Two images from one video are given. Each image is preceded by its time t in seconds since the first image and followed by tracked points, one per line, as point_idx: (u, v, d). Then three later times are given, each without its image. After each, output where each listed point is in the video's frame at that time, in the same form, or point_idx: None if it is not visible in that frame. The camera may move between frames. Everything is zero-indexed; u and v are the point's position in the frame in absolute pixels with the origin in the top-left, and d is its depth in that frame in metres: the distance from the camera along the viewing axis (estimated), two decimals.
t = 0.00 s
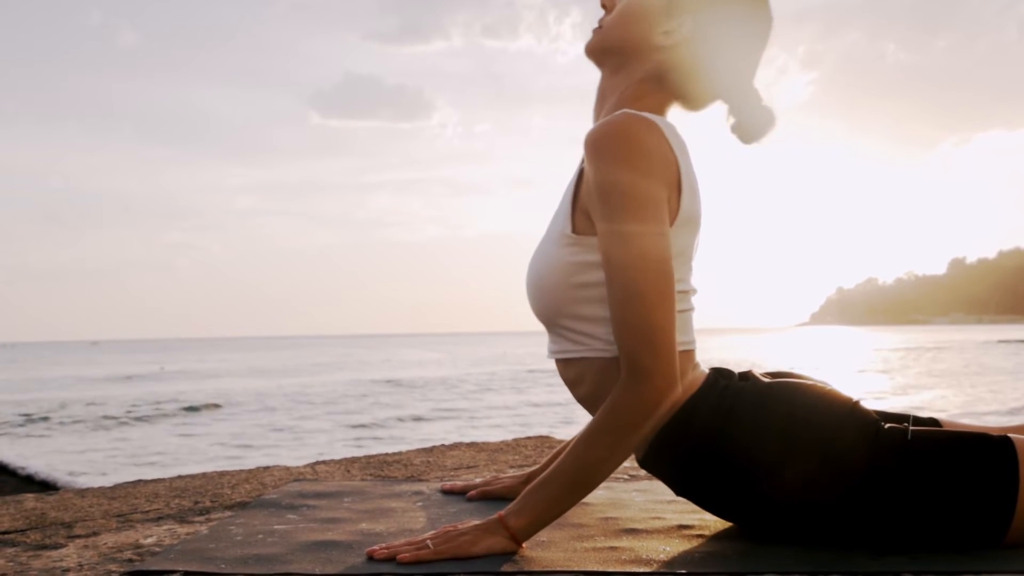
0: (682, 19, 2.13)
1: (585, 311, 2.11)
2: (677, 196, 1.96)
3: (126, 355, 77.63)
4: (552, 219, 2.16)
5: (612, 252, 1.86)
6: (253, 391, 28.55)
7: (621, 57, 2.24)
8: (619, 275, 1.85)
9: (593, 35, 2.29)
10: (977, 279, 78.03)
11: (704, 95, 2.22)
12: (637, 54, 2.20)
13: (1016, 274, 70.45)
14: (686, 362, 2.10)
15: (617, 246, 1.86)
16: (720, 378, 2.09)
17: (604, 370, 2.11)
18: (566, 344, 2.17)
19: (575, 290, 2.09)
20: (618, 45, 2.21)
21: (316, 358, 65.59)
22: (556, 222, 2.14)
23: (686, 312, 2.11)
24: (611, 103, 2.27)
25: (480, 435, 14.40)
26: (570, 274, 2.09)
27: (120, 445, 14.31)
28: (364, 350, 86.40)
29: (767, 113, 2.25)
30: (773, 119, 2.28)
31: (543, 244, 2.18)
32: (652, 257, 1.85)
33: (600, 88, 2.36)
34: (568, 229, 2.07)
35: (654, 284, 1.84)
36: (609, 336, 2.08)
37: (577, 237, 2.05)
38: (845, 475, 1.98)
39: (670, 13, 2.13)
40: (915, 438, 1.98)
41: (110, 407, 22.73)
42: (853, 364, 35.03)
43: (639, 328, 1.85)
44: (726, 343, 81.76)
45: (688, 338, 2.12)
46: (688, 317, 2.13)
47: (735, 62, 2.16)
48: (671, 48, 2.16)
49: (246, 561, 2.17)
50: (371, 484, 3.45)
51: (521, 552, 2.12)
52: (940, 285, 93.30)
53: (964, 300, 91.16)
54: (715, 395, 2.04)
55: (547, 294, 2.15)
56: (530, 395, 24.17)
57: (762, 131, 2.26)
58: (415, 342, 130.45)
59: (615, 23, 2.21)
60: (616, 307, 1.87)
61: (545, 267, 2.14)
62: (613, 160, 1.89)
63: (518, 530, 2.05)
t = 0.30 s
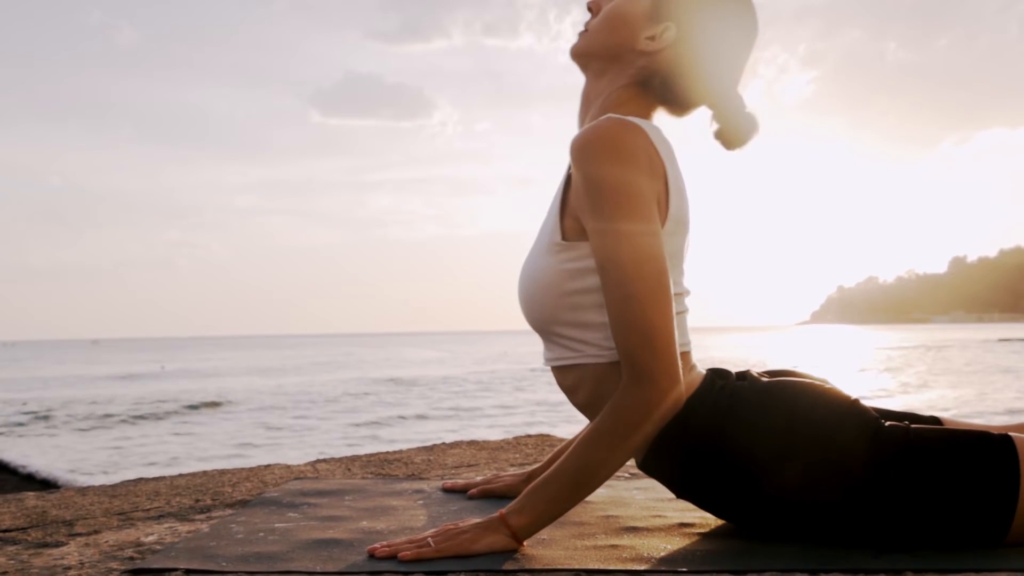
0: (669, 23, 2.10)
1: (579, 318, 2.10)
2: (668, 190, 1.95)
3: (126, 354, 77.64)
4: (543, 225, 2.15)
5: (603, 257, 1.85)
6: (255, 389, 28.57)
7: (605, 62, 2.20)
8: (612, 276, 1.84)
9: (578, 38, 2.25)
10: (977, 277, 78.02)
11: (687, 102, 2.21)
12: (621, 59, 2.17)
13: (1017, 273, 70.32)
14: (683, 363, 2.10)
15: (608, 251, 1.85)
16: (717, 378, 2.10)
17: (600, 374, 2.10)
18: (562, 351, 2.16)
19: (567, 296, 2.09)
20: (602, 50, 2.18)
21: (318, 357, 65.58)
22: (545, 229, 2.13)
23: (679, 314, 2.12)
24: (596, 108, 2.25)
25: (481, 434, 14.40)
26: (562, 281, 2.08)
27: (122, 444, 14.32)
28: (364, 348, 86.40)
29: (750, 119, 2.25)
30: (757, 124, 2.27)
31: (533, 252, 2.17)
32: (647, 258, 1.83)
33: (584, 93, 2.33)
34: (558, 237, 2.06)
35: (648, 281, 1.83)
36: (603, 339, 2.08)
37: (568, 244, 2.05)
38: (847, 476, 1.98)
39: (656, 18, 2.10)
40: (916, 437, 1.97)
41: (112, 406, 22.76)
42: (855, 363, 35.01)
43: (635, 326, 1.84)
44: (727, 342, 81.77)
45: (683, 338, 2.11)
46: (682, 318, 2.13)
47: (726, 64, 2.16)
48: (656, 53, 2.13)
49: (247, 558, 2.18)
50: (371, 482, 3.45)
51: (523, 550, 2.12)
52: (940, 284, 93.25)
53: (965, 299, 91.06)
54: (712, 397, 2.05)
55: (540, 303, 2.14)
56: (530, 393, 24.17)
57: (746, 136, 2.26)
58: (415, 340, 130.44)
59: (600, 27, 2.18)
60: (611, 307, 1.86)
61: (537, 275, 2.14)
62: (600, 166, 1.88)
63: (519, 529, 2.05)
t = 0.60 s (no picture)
0: (657, 27, 2.10)
1: (572, 323, 2.09)
2: (658, 188, 1.95)
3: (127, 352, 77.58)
4: (534, 231, 2.15)
5: (598, 261, 1.85)
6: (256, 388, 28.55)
7: (593, 66, 2.21)
8: (607, 281, 1.84)
9: (565, 43, 2.27)
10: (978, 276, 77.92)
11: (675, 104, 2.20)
12: (608, 63, 2.18)
13: (1018, 271, 70.19)
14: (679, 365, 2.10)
15: (602, 255, 1.85)
16: (713, 380, 2.12)
17: (596, 378, 2.10)
18: (557, 358, 2.16)
19: (560, 302, 2.08)
20: (590, 56, 2.19)
21: (320, 356, 65.51)
22: (536, 235, 2.12)
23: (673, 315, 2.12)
24: (583, 112, 2.25)
25: (482, 433, 14.38)
26: (554, 286, 2.07)
27: (122, 442, 14.30)
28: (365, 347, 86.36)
29: (737, 123, 2.24)
30: (744, 129, 2.27)
31: (525, 258, 2.17)
32: (640, 257, 1.83)
33: (571, 99, 2.33)
34: (549, 243, 2.06)
35: (644, 277, 1.83)
36: (599, 343, 2.07)
37: (558, 250, 2.04)
38: (847, 475, 1.98)
39: (640, 22, 2.11)
40: (916, 435, 1.97)
41: (113, 404, 22.73)
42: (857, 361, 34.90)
43: (632, 326, 1.84)
44: (728, 340, 81.72)
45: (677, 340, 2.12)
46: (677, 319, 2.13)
47: (721, 65, 2.15)
48: (642, 58, 2.13)
49: (247, 557, 2.17)
50: (372, 480, 3.45)
51: (524, 548, 2.12)
52: (941, 282, 93.15)
53: (965, 297, 90.99)
54: (709, 398, 2.07)
55: (532, 310, 2.14)
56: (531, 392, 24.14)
57: (732, 141, 2.25)
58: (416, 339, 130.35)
59: (588, 31, 2.19)
60: (608, 308, 1.86)
61: (529, 283, 2.13)
62: (589, 170, 1.87)
63: (519, 528, 2.05)
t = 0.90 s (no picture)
0: (639, 35, 2.08)
1: (565, 331, 2.09)
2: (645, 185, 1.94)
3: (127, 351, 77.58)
4: (524, 239, 2.15)
5: (590, 266, 1.84)
6: (256, 387, 28.56)
7: (577, 72, 2.20)
8: (599, 278, 1.84)
9: (549, 49, 2.27)
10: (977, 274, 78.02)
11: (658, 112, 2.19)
12: (590, 70, 2.17)
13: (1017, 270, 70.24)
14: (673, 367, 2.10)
15: (592, 259, 1.84)
16: (710, 380, 2.13)
17: (592, 384, 2.10)
18: (552, 366, 2.16)
19: (553, 310, 2.07)
20: (574, 63, 2.19)
21: (319, 354, 65.35)
22: (526, 244, 2.12)
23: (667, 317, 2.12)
24: (568, 119, 2.24)
25: (482, 431, 14.38)
26: (546, 294, 2.07)
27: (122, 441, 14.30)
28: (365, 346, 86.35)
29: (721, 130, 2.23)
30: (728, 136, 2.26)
31: (516, 266, 2.17)
32: (632, 256, 1.82)
33: (556, 106, 2.32)
34: (539, 252, 2.06)
35: (638, 274, 1.82)
36: (592, 349, 2.07)
37: (548, 259, 2.04)
38: (847, 474, 1.98)
39: (622, 29, 2.10)
40: (916, 432, 1.97)
41: (113, 403, 22.72)
42: (856, 360, 34.85)
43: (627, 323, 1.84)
44: (728, 339, 81.77)
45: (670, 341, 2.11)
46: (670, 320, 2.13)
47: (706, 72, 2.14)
48: (624, 65, 2.12)
49: (248, 555, 2.17)
50: (372, 479, 3.45)
51: (525, 546, 2.12)
52: (941, 281, 93.22)
53: (965, 296, 91.06)
54: (705, 398, 2.09)
55: (525, 319, 2.14)
56: (531, 391, 24.17)
57: (717, 148, 2.25)
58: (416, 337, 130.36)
59: (573, 37, 2.19)
60: (605, 312, 1.85)
61: (521, 293, 2.13)
62: (575, 176, 1.86)
63: (521, 526, 2.04)
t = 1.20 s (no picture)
0: (621, 42, 2.09)
1: (559, 338, 2.08)
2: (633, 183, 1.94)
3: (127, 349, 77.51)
4: (514, 247, 2.15)
5: (582, 271, 1.85)
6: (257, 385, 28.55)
7: (560, 79, 2.20)
8: (592, 280, 1.84)
9: (533, 55, 2.27)
10: (976, 274, 78.06)
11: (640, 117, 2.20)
12: (573, 76, 2.17)
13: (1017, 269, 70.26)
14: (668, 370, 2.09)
15: (583, 265, 1.84)
16: (708, 381, 2.13)
17: (588, 391, 2.09)
18: (548, 374, 2.16)
19: (546, 318, 2.07)
20: (558, 69, 2.19)
21: (319, 353, 65.25)
22: (516, 254, 2.13)
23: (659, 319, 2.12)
24: (551, 126, 2.24)
25: (482, 430, 14.40)
26: (539, 303, 2.06)
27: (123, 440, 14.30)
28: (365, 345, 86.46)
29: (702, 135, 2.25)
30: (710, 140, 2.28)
31: (508, 275, 2.17)
32: (623, 257, 1.82)
33: (539, 113, 2.32)
34: (529, 262, 2.06)
35: (631, 268, 1.82)
36: (586, 355, 2.06)
37: (539, 268, 2.05)
38: (847, 473, 1.98)
39: (603, 37, 2.10)
40: (917, 430, 1.97)
41: (115, 401, 22.77)
42: (857, 359, 34.89)
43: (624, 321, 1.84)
44: (728, 337, 81.67)
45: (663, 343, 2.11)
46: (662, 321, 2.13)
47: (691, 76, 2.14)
48: (606, 72, 2.12)
49: (249, 553, 2.18)
50: (372, 477, 3.45)
51: (525, 544, 2.12)
52: (941, 280, 93.32)
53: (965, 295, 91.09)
54: (702, 397, 2.09)
55: (519, 328, 2.14)
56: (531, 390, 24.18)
57: (701, 153, 2.27)
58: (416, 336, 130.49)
59: (555, 44, 2.20)
60: (601, 317, 1.86)
61: (512, 303, 2.13)
62: (560, 186, 1.86)
63: (522, 525, 2.04)
